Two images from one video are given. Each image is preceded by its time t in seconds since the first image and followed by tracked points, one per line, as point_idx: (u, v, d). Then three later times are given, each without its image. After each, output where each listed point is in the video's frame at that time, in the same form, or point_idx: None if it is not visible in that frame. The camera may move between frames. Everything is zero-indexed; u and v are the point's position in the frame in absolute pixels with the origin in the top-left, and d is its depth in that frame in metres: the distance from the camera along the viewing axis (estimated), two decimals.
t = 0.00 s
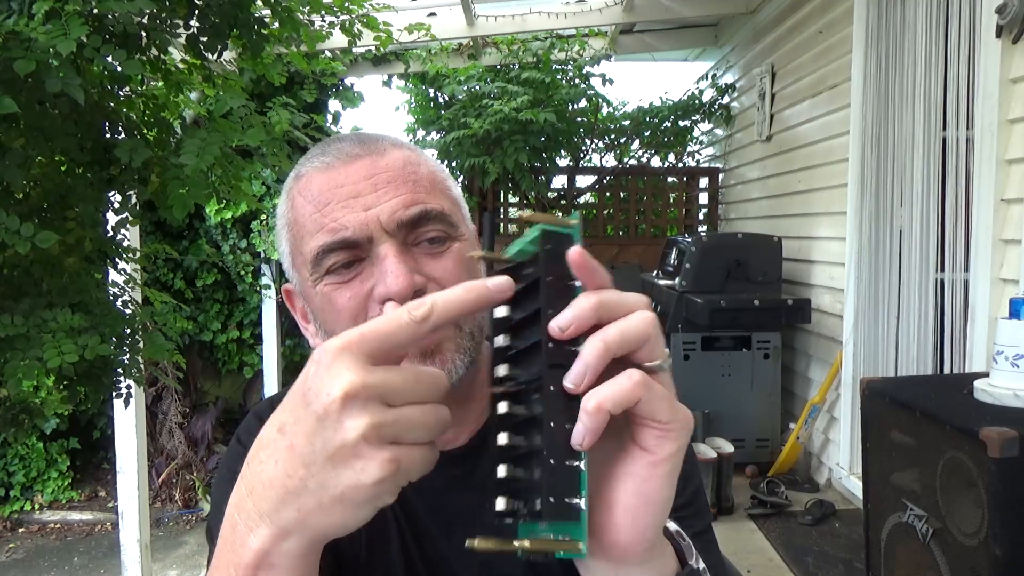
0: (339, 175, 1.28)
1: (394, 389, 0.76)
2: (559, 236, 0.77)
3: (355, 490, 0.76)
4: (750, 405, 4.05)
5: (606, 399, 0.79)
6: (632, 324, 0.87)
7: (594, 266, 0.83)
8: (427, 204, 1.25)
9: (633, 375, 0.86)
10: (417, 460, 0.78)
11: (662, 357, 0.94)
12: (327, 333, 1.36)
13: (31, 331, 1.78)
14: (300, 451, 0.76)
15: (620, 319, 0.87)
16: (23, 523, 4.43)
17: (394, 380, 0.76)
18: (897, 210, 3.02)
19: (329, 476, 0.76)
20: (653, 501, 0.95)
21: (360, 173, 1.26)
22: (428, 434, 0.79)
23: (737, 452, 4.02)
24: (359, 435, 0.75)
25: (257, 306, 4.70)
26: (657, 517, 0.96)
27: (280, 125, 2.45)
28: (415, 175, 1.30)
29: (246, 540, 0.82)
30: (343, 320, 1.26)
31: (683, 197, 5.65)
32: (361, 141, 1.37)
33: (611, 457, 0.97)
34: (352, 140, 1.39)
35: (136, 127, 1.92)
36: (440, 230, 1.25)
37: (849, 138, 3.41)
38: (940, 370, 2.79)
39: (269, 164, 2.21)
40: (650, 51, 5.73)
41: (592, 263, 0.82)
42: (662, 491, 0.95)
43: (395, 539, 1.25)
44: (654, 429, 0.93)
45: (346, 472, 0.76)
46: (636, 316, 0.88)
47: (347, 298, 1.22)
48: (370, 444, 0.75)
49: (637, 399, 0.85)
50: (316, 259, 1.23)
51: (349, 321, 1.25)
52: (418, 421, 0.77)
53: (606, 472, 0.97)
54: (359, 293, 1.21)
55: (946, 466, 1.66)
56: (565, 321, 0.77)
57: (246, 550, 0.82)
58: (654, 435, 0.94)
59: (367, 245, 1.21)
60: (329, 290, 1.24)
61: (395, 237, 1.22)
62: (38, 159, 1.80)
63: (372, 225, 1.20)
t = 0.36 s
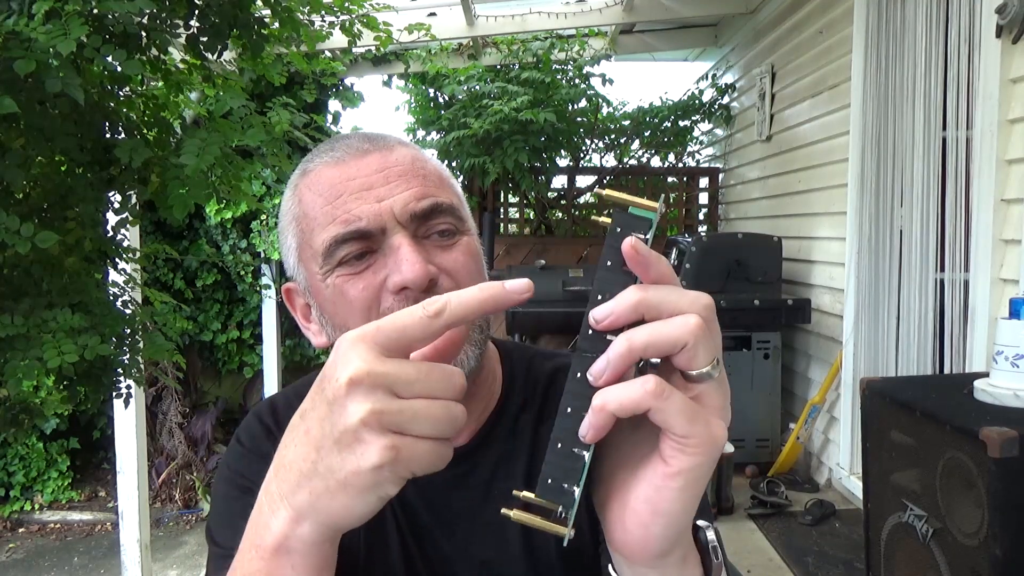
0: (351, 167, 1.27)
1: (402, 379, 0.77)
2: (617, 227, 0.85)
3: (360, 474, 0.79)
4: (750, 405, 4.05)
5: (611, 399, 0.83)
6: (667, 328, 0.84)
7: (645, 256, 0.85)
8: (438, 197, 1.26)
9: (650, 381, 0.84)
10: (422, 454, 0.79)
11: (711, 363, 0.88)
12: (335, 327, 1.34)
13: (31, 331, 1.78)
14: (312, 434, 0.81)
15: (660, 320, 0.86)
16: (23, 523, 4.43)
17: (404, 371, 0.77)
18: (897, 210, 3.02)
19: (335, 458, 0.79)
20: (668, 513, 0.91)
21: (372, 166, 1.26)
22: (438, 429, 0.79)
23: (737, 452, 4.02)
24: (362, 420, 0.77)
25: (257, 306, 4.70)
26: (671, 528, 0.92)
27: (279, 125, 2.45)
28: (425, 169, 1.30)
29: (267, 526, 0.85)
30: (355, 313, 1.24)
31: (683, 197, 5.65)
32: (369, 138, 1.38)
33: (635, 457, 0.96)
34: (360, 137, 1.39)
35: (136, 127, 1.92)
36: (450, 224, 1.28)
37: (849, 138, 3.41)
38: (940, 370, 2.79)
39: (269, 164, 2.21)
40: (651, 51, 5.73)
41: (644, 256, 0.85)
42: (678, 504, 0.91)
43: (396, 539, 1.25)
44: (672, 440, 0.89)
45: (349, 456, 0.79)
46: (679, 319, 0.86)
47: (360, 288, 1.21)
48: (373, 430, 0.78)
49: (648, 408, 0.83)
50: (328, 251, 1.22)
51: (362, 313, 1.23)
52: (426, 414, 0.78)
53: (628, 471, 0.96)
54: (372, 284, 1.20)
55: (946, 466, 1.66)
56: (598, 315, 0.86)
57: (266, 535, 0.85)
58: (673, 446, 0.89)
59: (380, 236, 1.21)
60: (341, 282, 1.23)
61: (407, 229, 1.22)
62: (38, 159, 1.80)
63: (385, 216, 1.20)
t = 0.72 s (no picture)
0: (345, 169, 1.27)
1: (378, 356, 0.79)
2: (610, 232, 0.78)
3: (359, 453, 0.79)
4: (750, 405, 4.05)
5: (587, 409, 0.78)
6: (645, 340, 0.79)
7: (629, 266, 0.77)
8: (432, 199, 1.26)
9: (624, 393, 0.80)
10: (402, 425, 0.78)
11: (695, 375, 0.83)
12: (330, 328, 1.33)
13: (31, 332, 1.78)
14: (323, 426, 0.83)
15: (642, 330, 0.81)
16: (23, 523, 4.43)
17: (379, 348, 0.79)
18: (897, 210, 3.02)
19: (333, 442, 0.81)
20: (651, 530, 0.90)
21: (366, 168, 1.26)
22: (416, 400, 0.78)
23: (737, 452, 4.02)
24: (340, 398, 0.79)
25: (257, 306, 4.70)
26: (657, 544, 0.91)
27: (279, 125, 2.45)
28: (419, 171, 1.30)
29: (306, 522, 0.85)
30: (349, 314, 1.23)
31: (683, 197, 5.65)
32: (364, 139, 1.38)
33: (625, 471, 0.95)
34: (354, 138, 1.39)
35: (136, 127, 1.92)
36: (444, 226, 1.27)
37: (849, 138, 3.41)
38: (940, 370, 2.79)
39: (268, 164, 2.22)
40: (650, 51, 5.73)
41: (629, 266, 0.77)
42: (662, 521, 0.89)
43: (395, 539, 1.25)
44: (651, 455, 0.86)
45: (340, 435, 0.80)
46: (661, 329, 0.80)
47: (355, 290, 1.20)
48: (351, 405, 0.79)
49: (621, 420, 0.80)
50: (322, 253, 1.21)
51: (356, 315, 1.22)
52: (401, 385, 0.78)
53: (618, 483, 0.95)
54: (367, 286, 1.20)
55: (946, 466, 1.66)
56: (583, 324, 0.81)
57: (304, 530, 0.84)
58: (653, 461, 0.87)
59: (374, 238, 1.20)
60: (336, 283, 1.22)
61: (402, 230, 1.22)
62: (38, 159, 1.80)
63: (380, 217, 1.20)
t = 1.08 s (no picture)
0: (340, 170, 1.27)
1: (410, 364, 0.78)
2: (571, 243, 0.75)
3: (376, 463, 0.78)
4: (750, 406, 4.05)
5: (550, 425, 0.74)
6: (599, 354, 0.73)
7: (584, 279, 0.72)
8: (427, 200, 1.26)
9: (583, 408, 0.74)
10: (424, 439, 0.76)
11: (654, 387, 0.76)
12: (326, 328, 1.34)
13: (31, 331, 1.78)
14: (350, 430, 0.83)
15: (601, 342, 0.75)
16: (23, 523, 4.43)
17: (412, 357, 0.78)
18: (897, 210, 3.02)
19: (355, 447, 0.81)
20: (626, 545, 0.83)
21: (361, 169, 1.26)
22: (442, 414, 0.76)
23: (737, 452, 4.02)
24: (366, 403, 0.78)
25: (257, 306, 4.70)
26: (637, 558, 0.85)
27: (280, 125, 2.45)
28: (414, 171, 1.30)
29: (314, 524, 0.85)
30: (345, 315, 1.24)
31: (683, 197, 5.65)
32: (359, 140, 1.38)
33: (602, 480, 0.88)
34: (350, 139, 1.39)
35: (136, 127, 1.92)
36: (440, 226, 1.27)
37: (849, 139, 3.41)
38: (940, 370, 2.79)
39: (269, 164, 2.22)
40: (650, 51, 5.73)
41: (582, 278, 0.72)
42: (636, 536, 0.82)
43: (394, 540, 1.24)
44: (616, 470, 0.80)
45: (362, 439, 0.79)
46: (618, 341, 0.74)
47: (350, 291, 1.21)
48: (377, 410, 0.78)
49: (582, 436, 0.74)
50: (317, 255, 1.21)
51: (352, 316, 1.23)
52: (429, 397, 0.76)
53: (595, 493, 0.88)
54: (361, 287, 1.20)
55: (946, 466, 1.66)
56: (546, 338, 0.77)
57: (312, 532, 0.85)
58: (618, 475, 0.80)
59: (369, 240, 1.21)
60: (331, 285, 1.22)
61: (397, 231, 1.22)
62: (38, 159, 1.80)
63: (374, 219, 1.20)
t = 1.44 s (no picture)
0: (342, 169, 1.27)
1: (395, 361, 0.78)
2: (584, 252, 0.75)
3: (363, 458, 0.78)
4: (750, 406, 4.05)
5: (560, 443, 0.73)
6: (612, 373, 0.72)
7: (599, 292, 0.71)
8: (428, 200, 1.26)
9: (595, 428, 0.74)
10: (409, 436, 0.76)
11: (670, 408, 0.74)
12: (327, 328, 1.34)
13: (31, 331, 1.78)
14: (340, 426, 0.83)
15: (613, 359, 0.74)
16: (23, 523, 4.43)
17: (399, 353, 0.78)
18: (897, 210, 3.02)
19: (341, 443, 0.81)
20: (636, 567, 0.82)
21: (363, 168, 1.26)
22: (427, 411, 0.75)
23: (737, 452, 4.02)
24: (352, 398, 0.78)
25: (257, 306, 4.70)
26: None
27: (279, 125, 2.45)
28: (416, 171, 1.30)
29: (309, 523, 0.85)
30: (346, 314, 1.24)
31: (683, 197, 5.65)
32: (362, 139, 1.37)
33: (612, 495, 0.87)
34: (352, 138, 1.39)
35: (135, 127, 1.92)
36: (442, 226, 1.27)
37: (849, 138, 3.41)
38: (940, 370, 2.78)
39: (268, 164, 2.22)
40: (650, 51, 5.74)
41: (596, 293, 0.71)
42: (646, 558, 0.81)
43: (394, 540, 1.24)
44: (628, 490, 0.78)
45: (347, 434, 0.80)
46: (633, 360, 0.73)
47: (351, 291, 1.21)
48: (361, 407, 0.78)
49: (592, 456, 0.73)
50: (319, 253, 1.21)
51: (354, 316, 1.23)
52: (413, 393, 0.76)
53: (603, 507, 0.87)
54: (363, 286, 1.20)
55: (946, 466, 1.66)
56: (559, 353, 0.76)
57: (307, 532, 0.84)
58: (630, 497, 0.79)
59: (371, 239, 1.20)
60: (333, 284, 1.22)
61: (398, 231, 1.22)
62: (38, 159, 1.80)
63: (376, 218, 1.20)
